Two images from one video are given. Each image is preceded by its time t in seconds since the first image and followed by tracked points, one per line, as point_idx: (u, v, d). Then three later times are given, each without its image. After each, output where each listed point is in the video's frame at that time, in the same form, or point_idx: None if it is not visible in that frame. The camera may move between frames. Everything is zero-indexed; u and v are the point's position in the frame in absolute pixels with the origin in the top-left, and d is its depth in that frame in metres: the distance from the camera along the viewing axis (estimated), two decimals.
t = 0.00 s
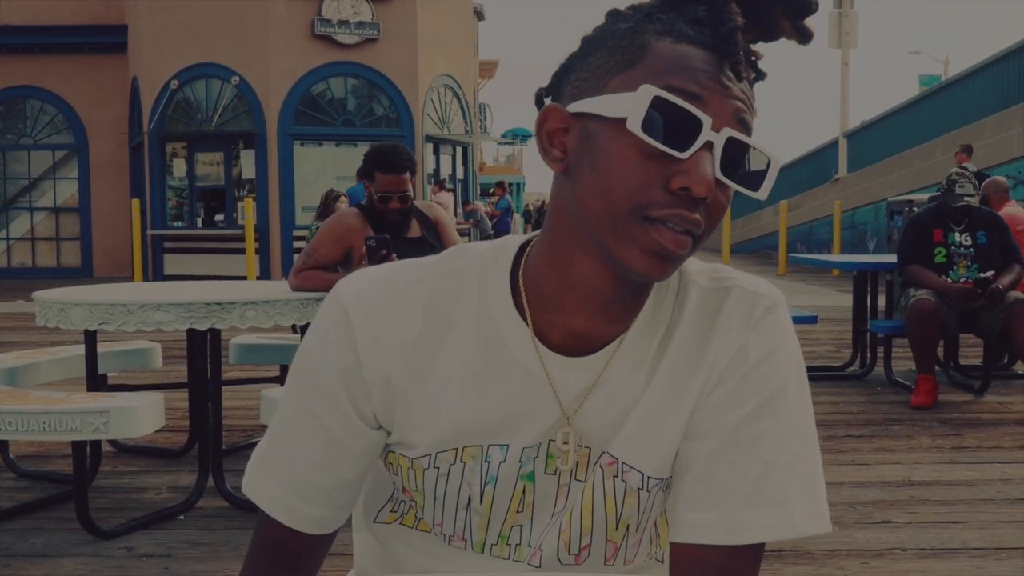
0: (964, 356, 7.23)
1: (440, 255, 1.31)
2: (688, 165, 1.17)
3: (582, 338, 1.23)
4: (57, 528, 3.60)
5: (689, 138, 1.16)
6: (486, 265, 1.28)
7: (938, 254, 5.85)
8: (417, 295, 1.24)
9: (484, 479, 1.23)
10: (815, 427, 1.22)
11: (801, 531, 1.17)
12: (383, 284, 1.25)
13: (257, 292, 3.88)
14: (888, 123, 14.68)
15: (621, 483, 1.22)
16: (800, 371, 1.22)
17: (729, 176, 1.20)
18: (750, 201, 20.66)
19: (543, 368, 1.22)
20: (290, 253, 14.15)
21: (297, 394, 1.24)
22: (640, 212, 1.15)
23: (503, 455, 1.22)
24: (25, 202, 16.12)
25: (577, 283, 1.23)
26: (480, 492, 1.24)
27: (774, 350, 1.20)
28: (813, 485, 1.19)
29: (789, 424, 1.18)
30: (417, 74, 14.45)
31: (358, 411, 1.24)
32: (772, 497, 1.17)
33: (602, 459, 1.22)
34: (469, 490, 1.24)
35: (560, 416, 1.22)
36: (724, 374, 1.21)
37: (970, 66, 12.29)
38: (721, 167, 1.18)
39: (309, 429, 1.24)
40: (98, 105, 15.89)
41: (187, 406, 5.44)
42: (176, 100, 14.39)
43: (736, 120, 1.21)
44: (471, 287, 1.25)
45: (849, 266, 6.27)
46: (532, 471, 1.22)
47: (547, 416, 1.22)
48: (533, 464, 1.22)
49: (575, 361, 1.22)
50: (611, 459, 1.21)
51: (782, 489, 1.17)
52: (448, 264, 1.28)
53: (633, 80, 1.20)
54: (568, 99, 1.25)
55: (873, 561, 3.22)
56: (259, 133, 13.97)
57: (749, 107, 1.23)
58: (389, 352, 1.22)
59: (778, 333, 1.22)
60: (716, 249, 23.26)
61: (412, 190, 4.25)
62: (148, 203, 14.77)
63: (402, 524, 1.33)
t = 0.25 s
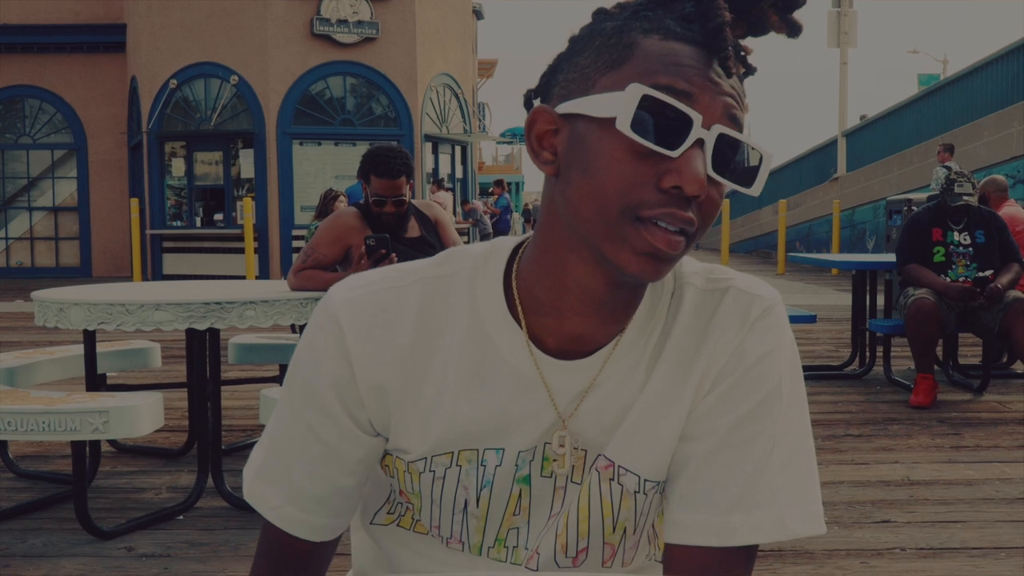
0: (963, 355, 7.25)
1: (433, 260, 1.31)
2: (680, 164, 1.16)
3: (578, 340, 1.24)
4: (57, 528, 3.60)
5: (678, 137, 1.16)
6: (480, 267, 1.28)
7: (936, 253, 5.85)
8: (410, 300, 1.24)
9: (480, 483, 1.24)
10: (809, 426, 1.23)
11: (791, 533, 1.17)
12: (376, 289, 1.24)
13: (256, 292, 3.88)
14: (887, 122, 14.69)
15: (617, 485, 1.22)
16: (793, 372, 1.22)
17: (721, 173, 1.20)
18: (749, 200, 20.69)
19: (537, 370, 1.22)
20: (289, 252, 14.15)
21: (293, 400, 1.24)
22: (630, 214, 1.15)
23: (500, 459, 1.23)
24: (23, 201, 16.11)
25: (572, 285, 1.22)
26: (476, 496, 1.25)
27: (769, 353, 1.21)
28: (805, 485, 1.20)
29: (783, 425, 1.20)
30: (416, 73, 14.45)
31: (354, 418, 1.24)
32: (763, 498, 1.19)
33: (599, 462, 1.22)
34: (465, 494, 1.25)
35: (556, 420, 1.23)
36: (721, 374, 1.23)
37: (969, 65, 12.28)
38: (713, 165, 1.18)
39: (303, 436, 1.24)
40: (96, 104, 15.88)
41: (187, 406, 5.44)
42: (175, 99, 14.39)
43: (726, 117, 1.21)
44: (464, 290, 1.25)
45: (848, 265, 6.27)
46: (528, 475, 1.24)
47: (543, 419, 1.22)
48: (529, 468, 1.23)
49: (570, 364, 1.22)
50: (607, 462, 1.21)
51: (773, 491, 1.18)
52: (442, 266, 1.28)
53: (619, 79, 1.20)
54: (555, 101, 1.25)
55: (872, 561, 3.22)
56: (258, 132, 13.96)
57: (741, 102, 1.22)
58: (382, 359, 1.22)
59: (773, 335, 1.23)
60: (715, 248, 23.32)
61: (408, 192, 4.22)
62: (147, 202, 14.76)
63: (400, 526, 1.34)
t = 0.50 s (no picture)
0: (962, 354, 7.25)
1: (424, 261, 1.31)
2: (660, 161, 1.16)
3: (572, 340, 1.24)
4: (55, 526, 3.60)
5: (656, 134, 1.16)
6: (473, 267, 1.28)
7: (934, 253, 5.85)
8: (401, 302, 1.24)
9: (476, 483, 1.24)
10: (807, 421, 1.22)
11: (784, 528, 1.17)
12: (366, 292, 1.24)
13: (255, 290, 3.88)
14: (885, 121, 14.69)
15: (613, 483, 1.22)
16: (788, 367, 1.22)
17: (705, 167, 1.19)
18: (747, 199, 20.70)
19: (530, 370, 1.22)
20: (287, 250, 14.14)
21: (286, 404, 1.24)
22: (612, 214, 1.15)
23: (494, 459, 1.23)
24: (22, 199, 16.10)
25: (563, 285, 1.22)
26: (472, 497, 1.25)
27: (767, 349, 1.21)
28: (802, 482, 1.19)
29: (778, 421, 1.20)
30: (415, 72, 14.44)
31: (348, 421, 1.24)
32: (756, 495, 1.19)
33: (595, 460, 1.23)
34: (461, 494, 1.25)
35: (552, 419, 1.23)
36: (717, 369, 1.22)
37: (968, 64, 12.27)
38: (693, 159, 1.18)
39: (296, 440, 1.24)
40: (95, 101, 15.87)
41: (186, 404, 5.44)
42: (174, 97, 14.38)
43: (706, 111, 1.20)
44: (454, 291, 1.25)
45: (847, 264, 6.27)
46: (524, 474, 1.24)
47: (538, 419, 1.22)
48: (524, 467, 1.23)
49: (562, 363, 1.22)
50: (602, 460, 1.22)
51: (766, 488, 1.19)
52: (434, 268, 1.28)
53: (596, 81, 1.20)
54: (534, 104, 1.26)
55: (870, 559, 3.22)
56: (257, 130, 13.95)
57: (721, 94, 1.21)
58: (373, 363, 1.22)
59: (772, 331, 1.22)
60: (713, 247, 23.34)
61: (405, 190, 4.22)
62: (146, 199, 14.75)
63: (398, 526, 1.35)
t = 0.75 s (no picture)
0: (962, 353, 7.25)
1: (419, 265, 1.32)
2: (628, 157, 1.19)
3: (570, 341, 1.26)
4: (55, 526, 3.60)
5: (617, 128, 1.19)
6: (469, 269, 1.30)
7: (935, 252, 5.85)
8: (400, 308, 1.26)
9: (479, 489, 1.26)
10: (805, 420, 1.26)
11: (779, 529, 1.21)
12: (363, 299, 1.25)
13: (256, 290, 3.88)
14: (886, 120, 14.69)
15: (617, 487, 1.25)
16: (789, 369, 1.25)
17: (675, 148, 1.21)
18: (748, 198, 20.70)
19: (530, 374, 1.24)
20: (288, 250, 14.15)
21: (283, 413, 1.25)
22: (590, 219, 1.19)
23: (497, 464, 1.25)
24: (23, 199, 16.11)
25: (556, 288, 1.25)
26: (476, 502, 1.27)
27: (768, 351, 1.24)
28: (797, 488, 1.23)
29: (781, 421, 1.23)
30: (415, 72, 14.44)
31: (348, 429, 1.26)
32: (754, 494, 1.23)
33: (598, 463, 1.25)
34: (465, 500, 1.27)
35: (554, 422, 1.25)
36: (719, 371, 1.25)
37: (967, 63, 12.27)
38: (662, 145, 1.20)
39: (296, 449, 1.25)
40: (95, 101, 15.87)
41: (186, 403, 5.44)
42: (174, 97, 14.40)
43: (662, 92, 1.22)
44: (452, 298, 1.27)
45: (847, 263, 6.26)
46: (527, 478, 1.26)
47: (540, 423, 1.24)
48: (527, 472, 1.26)
49: (562, 367, 1.24)
50: (606, 464, 1.25)
51: (764, 489, 1.22)
52: (430, 273, 1.30)
53: (549, 86, 1.23)
54: (499, 117, 1.31)
55: (871, 558, 3.22)
56: (257, 130, 13.95)
57: (678, 67, 1.23)
58: (371, 369, 1.24)
59: (774, 333, 1.25)
60: (714, 246, 23.33)
61: (405, 189, 4.23)
62: (147, 199, 14.76)
63: (401, 529, 1.37)
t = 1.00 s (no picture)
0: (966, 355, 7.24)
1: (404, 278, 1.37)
2: (582, 162, 1.24)
3: (560, 347, 1.32)
4: (59, 528, 3.61)
5: (567, 135, 1.24)
6: (455, 281, 1.35)
7: (938, 253, 5.85)
8: (386, 323, 1.30)
9: (475, 502, 1.31)
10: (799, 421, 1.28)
11: (773, 531, 1.24)
12: (349, 318, 1.30)
13: (259, 292, 3.89)
14: (888, 122, 14.69)
15: (615, 496, 1.30)
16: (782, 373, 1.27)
17: (631, 139, 1.26)
18: (750, 200, 20.71)
19: (519, 386, 1.28)
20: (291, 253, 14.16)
21: (274, 433, 1.29)
22: (559, 230, 1.24)
23: (491, 477, 1.30)
24: (26, 202, 16.14)
25: (538, 300, 1.31)
26: (471, 515, 1.32)
27: (762, 353, 1.26)
28: (791, 489, 1.26)
29: (773, 423, 1.26)
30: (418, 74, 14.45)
31: (340, 447, 1.31)
32: (747, 497, 1.25)
33: (592, 471, 1.30)
34: (461, 514, 1.32)
35: (546, 431, 1.29)
36: (710, 375, 1.28)
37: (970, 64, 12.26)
38: (614, 140, 1.25)
39: (289, 468, 1.30)
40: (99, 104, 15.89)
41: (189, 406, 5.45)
42: (177, 100, 14.42)
43: (603, 86, 1.27)
44: (437, 313, 1.31)
45: (850, 265, 6.26)
46: (522, 489, 1.30)
47: (533, 432, 1.28)
48: (523, 482, 1.30)
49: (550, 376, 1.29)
50: (603, 474, 1.30)
51: (760, 491, 1.25)
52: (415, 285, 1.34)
53: (490, 106, 1.28)
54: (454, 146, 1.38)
55: (874, 559, 3.22)
56: (259, 132, 13.97)
57: (618, 55, 1.27)
58: (359, 387, 1.28)
59: (769, 337, 1.27)
60: (716, 248, 23.33)
61: (408, 191, 4.23)
62: (150, 201, 14.78)
63: (400, 540, 1.43)
